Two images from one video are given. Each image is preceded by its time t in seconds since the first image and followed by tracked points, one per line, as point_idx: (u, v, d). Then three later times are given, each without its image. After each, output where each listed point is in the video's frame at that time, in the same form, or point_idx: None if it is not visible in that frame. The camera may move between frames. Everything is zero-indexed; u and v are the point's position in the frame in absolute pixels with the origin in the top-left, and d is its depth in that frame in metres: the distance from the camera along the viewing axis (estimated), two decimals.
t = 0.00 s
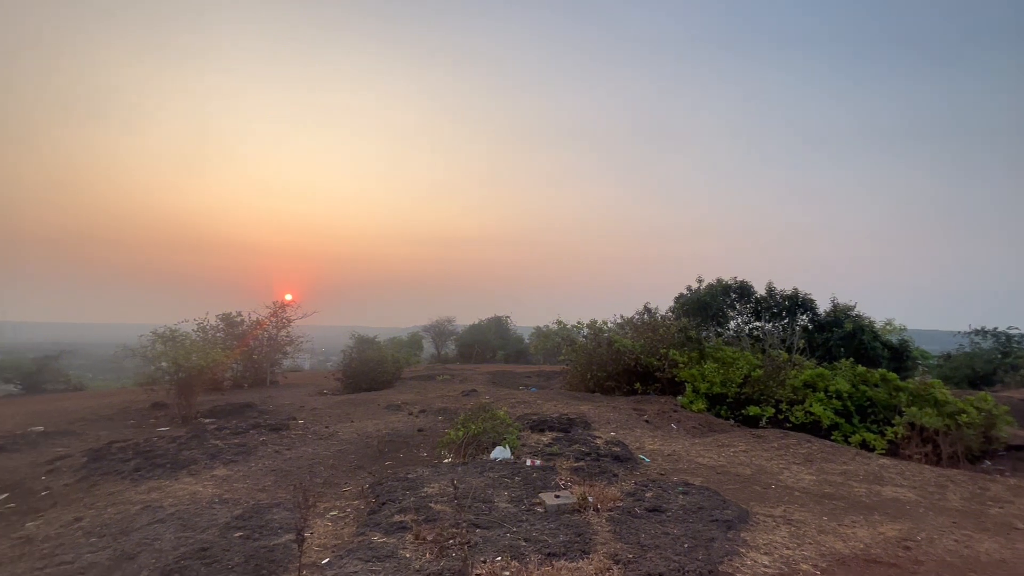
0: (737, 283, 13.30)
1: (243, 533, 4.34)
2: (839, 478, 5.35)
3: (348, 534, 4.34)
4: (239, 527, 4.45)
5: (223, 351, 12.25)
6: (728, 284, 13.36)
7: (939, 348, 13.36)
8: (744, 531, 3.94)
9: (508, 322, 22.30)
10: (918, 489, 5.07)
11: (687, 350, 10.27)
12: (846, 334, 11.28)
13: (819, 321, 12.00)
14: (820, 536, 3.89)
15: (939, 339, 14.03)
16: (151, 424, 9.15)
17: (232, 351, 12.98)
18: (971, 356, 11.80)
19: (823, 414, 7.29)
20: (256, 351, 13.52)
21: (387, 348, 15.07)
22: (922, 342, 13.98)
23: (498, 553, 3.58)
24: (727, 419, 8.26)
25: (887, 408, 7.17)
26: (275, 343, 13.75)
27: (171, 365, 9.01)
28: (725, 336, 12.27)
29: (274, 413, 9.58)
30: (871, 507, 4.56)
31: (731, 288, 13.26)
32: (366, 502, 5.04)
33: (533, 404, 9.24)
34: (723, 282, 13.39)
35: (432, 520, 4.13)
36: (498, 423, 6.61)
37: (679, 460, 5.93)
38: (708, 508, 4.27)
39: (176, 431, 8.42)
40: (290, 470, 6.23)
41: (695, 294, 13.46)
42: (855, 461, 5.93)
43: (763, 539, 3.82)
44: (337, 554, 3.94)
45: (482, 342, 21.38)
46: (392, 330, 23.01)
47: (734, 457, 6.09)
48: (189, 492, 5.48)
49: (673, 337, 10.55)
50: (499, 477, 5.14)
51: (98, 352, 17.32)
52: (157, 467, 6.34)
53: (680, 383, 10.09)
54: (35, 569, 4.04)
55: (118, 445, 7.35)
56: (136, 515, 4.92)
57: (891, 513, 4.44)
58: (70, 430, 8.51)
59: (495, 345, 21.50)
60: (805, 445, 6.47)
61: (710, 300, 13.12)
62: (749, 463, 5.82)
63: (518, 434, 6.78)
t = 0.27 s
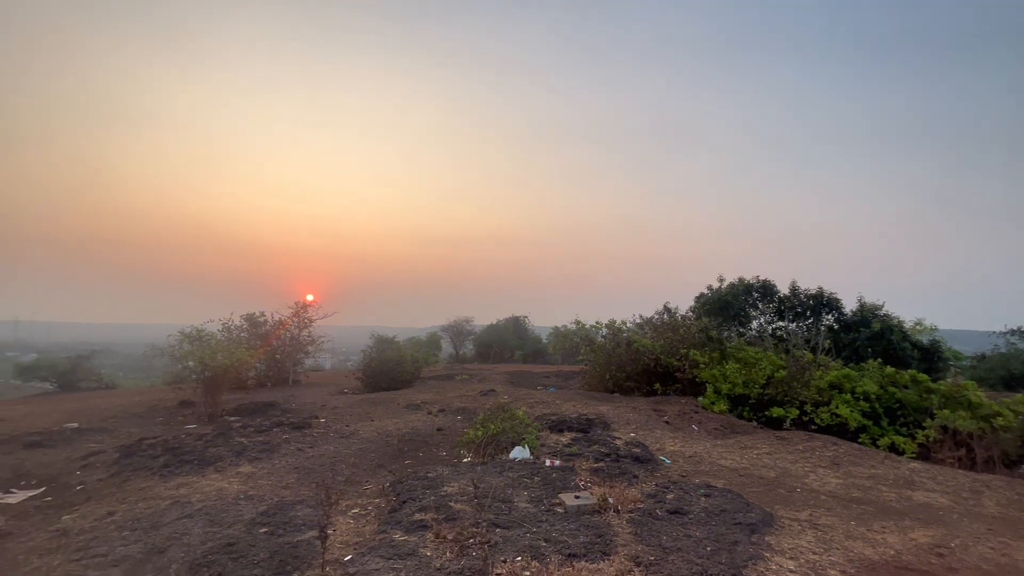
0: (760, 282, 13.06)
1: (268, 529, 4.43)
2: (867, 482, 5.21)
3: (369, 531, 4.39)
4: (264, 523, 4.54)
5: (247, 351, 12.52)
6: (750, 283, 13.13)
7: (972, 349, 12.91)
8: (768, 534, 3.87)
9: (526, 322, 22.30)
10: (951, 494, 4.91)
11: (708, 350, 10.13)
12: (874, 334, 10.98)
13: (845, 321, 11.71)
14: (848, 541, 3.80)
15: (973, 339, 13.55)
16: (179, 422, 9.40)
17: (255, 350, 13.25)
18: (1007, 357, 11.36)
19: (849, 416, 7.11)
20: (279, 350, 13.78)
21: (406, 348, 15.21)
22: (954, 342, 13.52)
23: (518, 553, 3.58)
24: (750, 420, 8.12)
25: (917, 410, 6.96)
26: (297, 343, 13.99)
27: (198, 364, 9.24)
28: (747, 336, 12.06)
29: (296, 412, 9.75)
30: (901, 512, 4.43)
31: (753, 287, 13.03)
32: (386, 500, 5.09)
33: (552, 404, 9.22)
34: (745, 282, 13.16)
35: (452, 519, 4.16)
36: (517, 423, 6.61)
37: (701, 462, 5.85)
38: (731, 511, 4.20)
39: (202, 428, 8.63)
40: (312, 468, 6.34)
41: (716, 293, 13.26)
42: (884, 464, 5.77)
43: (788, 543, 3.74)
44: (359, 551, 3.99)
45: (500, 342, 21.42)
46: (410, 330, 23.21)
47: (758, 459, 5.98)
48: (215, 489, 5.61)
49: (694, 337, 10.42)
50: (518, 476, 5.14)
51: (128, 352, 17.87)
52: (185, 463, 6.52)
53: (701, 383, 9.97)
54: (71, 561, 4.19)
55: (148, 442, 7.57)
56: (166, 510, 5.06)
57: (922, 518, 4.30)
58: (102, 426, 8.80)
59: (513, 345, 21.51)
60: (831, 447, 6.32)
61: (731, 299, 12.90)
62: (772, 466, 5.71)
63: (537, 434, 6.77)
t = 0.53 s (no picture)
0: (787, 282, 12.77)
1: (295, 525, 4.52)
2: (901, 487, 5.05)
3: (393, 529, 4.44)
4: (291, 519, 4.64)
5: (274, 350, 12.79)
6: (776, 282, 12.85)
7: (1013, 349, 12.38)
8: (797, 539, 3.78)
9: (546, 322, 22.25)
10: (992, 501, 4.72)
11: (733, 351, 9.95)
12: (907, 334, 10.62)
13: (876, 321, 11.36)
14: (881, 548, 3.68)
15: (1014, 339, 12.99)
16: (209, 419, 9.67)
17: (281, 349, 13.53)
18: None
19: (881, 418, 6.90)
20: (304, 350, 14.05)
21: (427, 348, 15.33)
22: (993, 343, 12.99)
23: (541, 553, 3.57)
24: (776, 422, 7.95)
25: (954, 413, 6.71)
26: (321, 343, 14.24)
27: (227, 363, 9.48)
28: (773, 336, 11.80)
29: (321, 410, 9.92)
30: (938, 519, 4.28)
31: (779, 286, 12.74)
32: (410, 498, 5.14)
33: (573, 404, 9.18)
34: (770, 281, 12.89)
35: (475, 518, 4.17)
36: (539, 423, 6.61)
37: (726, 464, 5.74)
38: (758, 514, 4.12)
39: (231, 426, 8.86)
40: (337, 466, 6.44)
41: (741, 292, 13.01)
42: (919, 469, 5.58)
43: (818, 548, 3.65)
44: (384, 548, 4.04)
45: (521, 341, 21.43)
46: (431, 330, 23.40)
47: (785, 462, 5.85)
48: (244, 485, 5.76)
49: (718, 337, 10.25)
50: (540, 477, 5.13)
51: (160, 350, 18.44)
52: (215, 460, 6.70)
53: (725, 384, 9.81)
54: (109, 553, 4.34)
55: (180, 438, 7.80)
56: (198, 505, 5.21)
57: (960, 526, 4.15)
58: (137, 423, 9.11)
59: (533, 345, 21.50)
60: (862, 451, 6.14)
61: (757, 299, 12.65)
62: (801, 469, 5.58)
63: (559, 434, 6.75)
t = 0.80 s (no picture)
0: (809, 280, 12.52)
1: (317, 522, 4.59)
2: (931, 491, 4.91)
3: (413, 527, 4.48)
4: (313, 516, 4.71)
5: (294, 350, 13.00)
6: (798, 281, 12.61)
7: None
8: (823, 544, 3.70)
9: (563, 322, 22.19)
10: None
11: (754, 351, 9.79)
12: (937, 334, 10.32)
13: (904, 321, 11.06)
14: (911, 554, 3.59)
15: None
16: (232, 417, 9.87)
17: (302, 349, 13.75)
18: None
19: (910, 421, 6.70)
20: (323, 349, 14.26)
21: (445, 347, 15.41)
22: None
23: (560, 554, 3.57)
24: (800, 424, 7.80)
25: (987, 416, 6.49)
26: (341, 342, 14.43)
27: (249, 362, 9.67)
28: (796, 336, 11.57)
29: (340, 409, 10.05)
30: (970, 525, 4.15)
31: (801, 285, 12.49)
32: (429, 497, 5.18)
33: (591, 404, 9.13)
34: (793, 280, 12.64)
35: (494, 518, 4.18)
36: (556, 423, 6.59)
37: (748, 466, 5.65)
38: (782, 518, 4.04)
39: (254, 424, 9.03)
40: (357, 464, 6.52)
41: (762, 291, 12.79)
42: (950, 473, 5.41)
43: (844, 553, 3.57)
44: (404, 546, 4.08)
45: (538, 341, 21.41)
46: (448, 330, 23.53)
47: (809, 464, 5.73)
48: (267, 482, 5.86)
49: (738, 337, 10.08)
50: (559, 477, 5.12)
51: (185, 349, 18.89)
52: (239, 457, 6.84)
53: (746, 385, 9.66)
54: (139, 546, 4.47)
55: (205, 436, 7.98)
56: (223, 500, 5.32)
57: (994, 532, 4.02)
58: (163, 420, 9.34)
59: (550, 344, 21.45)
60: (890, 454, 5.98)
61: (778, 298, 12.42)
62: (825, 472, 5.46)
63: (576, 434, 6.72)
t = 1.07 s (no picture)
0: (833, 279, 12.24)
1: (338, 519, 4.65)
2: (963, 496, 4.75)
3: (432, 526, 4.51)
4: (334, 514, 4.78)
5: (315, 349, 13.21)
6: (822, 280, 12.33)
7: None
8: (849, 549, 3.62)
9: (580, 322, 22.09)
10: None
11: (776, 351, 9.60)
12: (968, 334, 10.00)
13: (932, 320, 10.74)
14: (942, 561, 3.48)
15: None
16: (255, 415, 10.07)
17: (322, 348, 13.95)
18: None
19: (940, 423, 6.49)
20: (343, 349, 14.45)
21: (462, 347, 15.48)
22: None
23: (579, 554, 3.55)
24: (823, 426, 7.67)
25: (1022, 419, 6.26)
26: (360, 342, 14.60)
27: (271, 362, 9.85)
28: (819, 336, 11.32)
29: (360, 408, 10.17)
30: (1005, 531, 4.01)
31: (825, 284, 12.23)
32: (447, 496, 5.21)
33: (609, 405, 9.08)
34: (816, 278, 12.37)
35: (512, 517, 4.19)
36: (574, 423, 6.57)
37: (770, 468, 5.55)
38: (807, 521, 3.96)
39: (276, 422, 9.19)
40: (377, 463, 6.59)
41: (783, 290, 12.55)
42: (983, 478, 5.23)
43: (872, 559, 3.48)
44: (423, 544, 4.11)
45: (555, 341, 21.36)
46: (465, 330, 23.64)
47: (834, 467, 5.60)
48: (290, 479, 5.97)
49: (760, 337, 9.89)
50: (578, 477, 5.10)
51: (209, 348, 19.31)
52: (262, 454, 6.97)
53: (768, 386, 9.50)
54: (167, 540, 4.59)
55: (229, 433, 8.15)
56: (247, 497, 5.43)
57: None
58: (189, 418, 9.57)
59: (567, 344, 21.39)
60: (919, 457, 5.82)
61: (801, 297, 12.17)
62: (851, 475, 5.33)
63: (594, 434, 6.69)
